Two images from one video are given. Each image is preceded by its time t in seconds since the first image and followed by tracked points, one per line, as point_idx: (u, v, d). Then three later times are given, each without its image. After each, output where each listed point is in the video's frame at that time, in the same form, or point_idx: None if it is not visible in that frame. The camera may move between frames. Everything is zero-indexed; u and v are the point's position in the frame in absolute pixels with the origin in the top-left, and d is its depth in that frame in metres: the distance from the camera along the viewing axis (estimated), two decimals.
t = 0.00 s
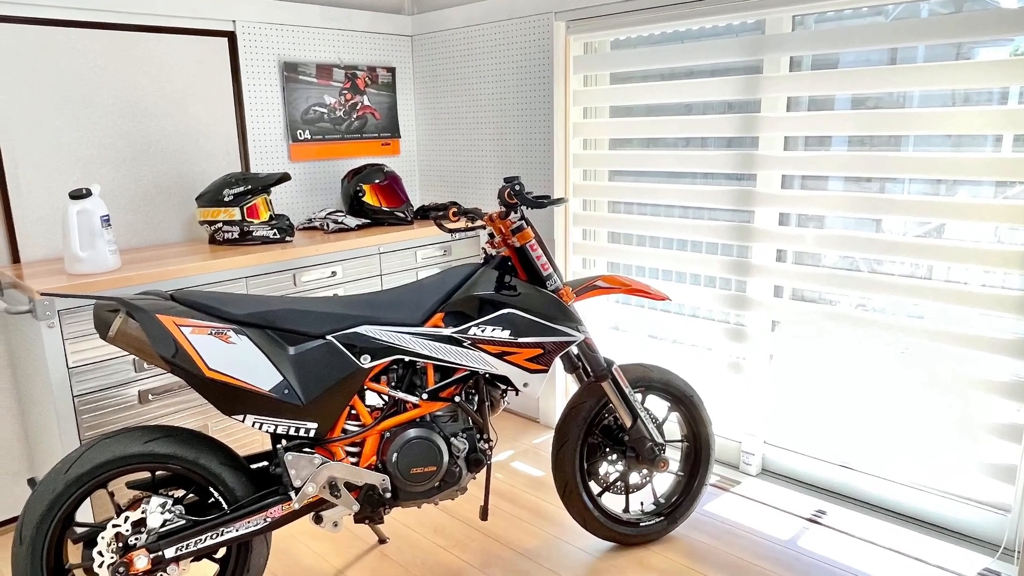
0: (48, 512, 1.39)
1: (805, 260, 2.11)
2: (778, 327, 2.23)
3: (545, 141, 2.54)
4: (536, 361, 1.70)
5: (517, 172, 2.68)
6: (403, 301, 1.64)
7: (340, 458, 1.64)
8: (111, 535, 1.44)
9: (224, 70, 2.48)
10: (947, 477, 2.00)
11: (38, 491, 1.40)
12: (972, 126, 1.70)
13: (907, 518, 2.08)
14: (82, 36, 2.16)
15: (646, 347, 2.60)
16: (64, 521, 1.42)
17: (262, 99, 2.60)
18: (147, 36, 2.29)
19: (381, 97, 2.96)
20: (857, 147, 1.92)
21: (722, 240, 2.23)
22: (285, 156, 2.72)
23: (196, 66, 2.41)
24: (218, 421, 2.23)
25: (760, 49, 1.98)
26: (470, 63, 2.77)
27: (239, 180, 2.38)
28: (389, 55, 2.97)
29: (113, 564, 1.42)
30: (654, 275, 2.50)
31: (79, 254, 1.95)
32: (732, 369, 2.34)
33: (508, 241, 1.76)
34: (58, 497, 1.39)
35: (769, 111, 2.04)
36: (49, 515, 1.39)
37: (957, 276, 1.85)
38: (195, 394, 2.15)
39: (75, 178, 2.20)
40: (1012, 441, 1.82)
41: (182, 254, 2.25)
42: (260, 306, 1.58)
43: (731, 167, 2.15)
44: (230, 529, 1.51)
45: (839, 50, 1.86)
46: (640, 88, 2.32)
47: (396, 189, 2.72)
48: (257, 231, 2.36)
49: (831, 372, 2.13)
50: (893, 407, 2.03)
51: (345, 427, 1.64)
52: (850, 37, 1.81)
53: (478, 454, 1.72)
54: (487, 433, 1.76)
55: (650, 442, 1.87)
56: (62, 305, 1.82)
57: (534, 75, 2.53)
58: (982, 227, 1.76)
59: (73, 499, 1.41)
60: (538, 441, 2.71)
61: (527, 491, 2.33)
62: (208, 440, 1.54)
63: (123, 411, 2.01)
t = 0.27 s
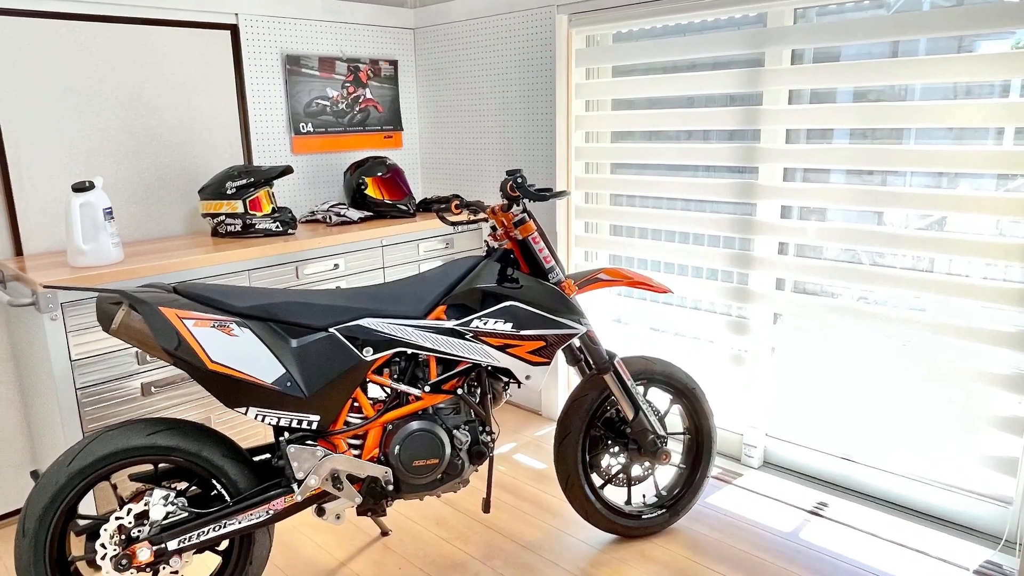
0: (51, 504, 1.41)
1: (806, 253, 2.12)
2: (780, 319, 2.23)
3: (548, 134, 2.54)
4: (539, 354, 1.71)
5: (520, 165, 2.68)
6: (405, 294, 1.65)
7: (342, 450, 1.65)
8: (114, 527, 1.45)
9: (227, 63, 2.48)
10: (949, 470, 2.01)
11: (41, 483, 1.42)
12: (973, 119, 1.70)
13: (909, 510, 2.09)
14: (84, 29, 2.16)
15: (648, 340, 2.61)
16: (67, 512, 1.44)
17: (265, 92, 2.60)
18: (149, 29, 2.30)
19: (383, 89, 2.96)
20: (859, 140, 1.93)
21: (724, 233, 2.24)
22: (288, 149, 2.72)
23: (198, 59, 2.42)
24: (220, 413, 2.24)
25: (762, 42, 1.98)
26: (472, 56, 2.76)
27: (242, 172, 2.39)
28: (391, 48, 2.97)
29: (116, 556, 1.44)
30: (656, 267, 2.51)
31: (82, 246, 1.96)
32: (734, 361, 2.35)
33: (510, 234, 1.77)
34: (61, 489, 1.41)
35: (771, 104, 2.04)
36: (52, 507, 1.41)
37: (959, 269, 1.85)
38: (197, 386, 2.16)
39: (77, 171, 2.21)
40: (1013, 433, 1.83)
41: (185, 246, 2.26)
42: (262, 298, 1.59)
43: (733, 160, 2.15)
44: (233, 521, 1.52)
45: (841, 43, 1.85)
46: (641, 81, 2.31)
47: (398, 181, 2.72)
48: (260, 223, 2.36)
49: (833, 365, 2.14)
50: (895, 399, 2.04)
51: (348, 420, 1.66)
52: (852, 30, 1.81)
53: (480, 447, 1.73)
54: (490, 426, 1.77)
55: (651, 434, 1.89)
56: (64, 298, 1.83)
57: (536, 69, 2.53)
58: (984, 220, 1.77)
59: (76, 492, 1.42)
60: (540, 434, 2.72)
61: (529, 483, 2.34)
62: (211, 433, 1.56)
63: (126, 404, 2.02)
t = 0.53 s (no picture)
0: (54, 496, 1.42)
1: (808, 246, 2.12)
2: (781, 312, 2.24)
3: (550, 126, 2.54)
4: (541, 346, 1.73)
5: (522, 157, 2.68)
6: (408, 286, 1.66)
7: (344, 443, 1.66)
8: (116, 520, 1.47)
9: (229, 56, 2.49)
10: (950, 462, 2.02)
11: (44, 475, 1.43)
12: (975, 112, 1.70)
13: (910, 502, 2.10)
14: (87, 22, 2.17)
15: (650, 333, 2.62)
16: (70, 504, 1.45)
17: (268, 85, 2.61)
18: (152, 22, 2.30)
19: (386, 82, 2.96)
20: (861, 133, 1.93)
21: (726, 225, 2.24)
22: (290, 142, 2.73)
23: (201, 52, 2.42)
24: (223, 406, 2.26)
25: (764, 35, 1.98)
26: (475, 49, 2.77)
27: (244, 165, 2.40)
28: (393, 41, 2.97)
29: (119, 549, 1.46)
30: (658, 260, 2.51)
31: (85, 239, 1.97)
32: (736, 354, 2.36)
33: (513, 226, 1.77)
34: (63, 482, 1.42)
35: (772, 97, 2.04)
36: (54, 499, 1.42)
37: (960, 262, 1.86)
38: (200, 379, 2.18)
39: (80, 164, 2.21)
40: (1014, 426, 1.84)
41: (188, 239, 2.27)
42: (265, 291, 1.60)
43: (735, 153, 2.15)
44: (236, 514, 1.54)
45: (842, 36, 1.85)
46: (643, 74, 2.31)
47: (401, 174, 2.73)
48: (262, 216, 2.37)
49: (833, 357, 2.15)
50: (895, 391, 2.05)
51: (350, 412, 1.67)
52: (853, 24, 1.82)
53: (482, 439, 1.74)
54: (492, 418, 1.78)
55: (654, 426, 1.90)
56: (67, 291, 1.85)
57: (539, 62, 2.53)
58: (985, 213, 1.77)
59: (79, 484, 1.44)
60: (542, 426, 2.74)
61: (532, 476, 2.36)
62: (214, 426, 1.57)
63: (129, 396, 2.03)
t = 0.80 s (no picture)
0: (57, 489, 1.44)
1: (810, 238, 2.12)
2: (783, 305, 2.24)
3: (552, 119, 2.54)
4: (543, 339, 1.74)
5: (524, 150, 2.68)
6: (410, 279, 1.67)
7: (347, 435, 1.67)
8: (119, 512, 1.48)
9: (232, 48, 2.49)
10: (952, 455, 2.02)
11: (47, 467, 1.44)
12: (977, 105, 1.70)
13: (911, 495, 2.12)
14: (90, 15, 2.17)
15: (652, 325, 2.62)
16: (73, 496, 1.47)
17: (270, 78, 2.61)
18: (155, 14, 2.30)
19: (388, 75, 2.96)
20: (863, 126, 1.93)
21: (727, 218, 2.24)
22: (293, 134, 2.73)
23: (204, 45, 2.42)
24: (226, 398, 2.28)
25: (766, 27, 1.98)
26: (477, 41, 2.77)
27: (247, 158, 2.40)
28: (396, 33, 2.97)
29: (122, 541, 1.46)
30: (660, 253, 2.52)
31: (87, 232, 1.99)
32: (737, 346, 2.36)
33: (515, 219, 1.78)
34: (67, 474, 1.44)
35: (774, 89, 2.04)
36: (58, 491, 1.44)
37: (962, 255, 1.86)
38: (202, 371, 2.19)
39: (83, 156, 2.22)
40: (1015, 418, 1.84)
41: (191, 232, 2.28)
42: (268, 284, 1.61)
43: (737, 146, 2.15)
44: (238, 506, 1.55)
45: (843, 29, 1.85)
46: (645, 67, 2.31)
47: (403, 167, 2.73)
48: (265, 209, 2.38)
49: (835, 350, 2.15)
50: (897, 384, 2.06)
51: (353, 405, 1.68)
52: (855, 16, 1.81)
53: (484, 432, 1.75)
54: (494, 411, 1.79)
55: (655, 419, 1.91)
56: (70, 283, 1.86)
57: (541, 55, 2.54)
58: (987, 205, 1.77)
59: (81, 476, 1.45)
60: (544, 419, 2.75)
61: (534, 468, 2.38)
62: (217, 418, 1.58)
63: (132, 388, 2.05)
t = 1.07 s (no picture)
0: (60, 481, 1.45)
1: (812, 231, 2.13)
2: (785, 297, 2.25)
3: (554, 112, 2.55)
4: (545, 331, 1.74)
5: (526, 143, 2.69)
6: (412, 272, 1.68)
7: (350, 427, 1.69)
8: (122, 504, 1.50)
9: (235, 41, 2.49)
10: (954, 448, 2.03)
11: (50, 460, 1.46)
12: (978, 98, 1.70)
13: (912, 487, 2.13)
14: (93, 8, 2.18)
15: (653, 318, 2.63)
16: (76, 489, 1.48)
17: (273, 71, 2.62)
18: (157, 7, 2.31)
19: (390, 68, 2.96)
20: (864, 119, 1.93)
21: (729, 211, 2.24)
22: (295, 127, 2.74)
23: (207, 38, 2.43)
24: (229, 391, 2.29)
25: (768, 20, 1.98)
26: (479, 34, 2.77)
27: (250, 151, 2.41)
28: (398, 26, 2.98)
29: (125, 533, 1.48)
30: (662, 246, 2.52)
31: (91, 225, 1.99)
32: (739, 339, 2.37)
33: (517, 212, 1.79)
34: (69, 466, 1.45)
35: (776, 82, 2.04)
36: (60, 484, 1.45)
37: (964, 247, 1.86)
38: (204, 364, 2.20)
39: (86, 149, 2.23)
40: (1016, 410, 1.85)
41: (194, 224, 2.29)
42: (270, 277, 1.61)
43: (739, 139, 2.15)
44: (241, 498, 1.57)
45: (845, 22, 1.86)
46: (646, 60, 2.31)
47: (406, 160, 2.74)
48: (267, 201, 2.39)
49: (837, 342, 2.16)
50: (898, 376, 2.06)
51: (355, 397, 1.69)
52: (857, 9, 1.82)
53: (487, 424, 1.76)
54: (496, 403, 1.80)
55: (657, 411, 1.92)
56: (73, 276, 1.87)
57: (543, 48, 2.54)
58: (988, 198, 1.78)
59: (84, 468, 1.47)
60: (546, 411, 2.76)
61: (536, 460, 2.39)
62: (219, 411, 1.60)
63: (135, 380, 2.06)
